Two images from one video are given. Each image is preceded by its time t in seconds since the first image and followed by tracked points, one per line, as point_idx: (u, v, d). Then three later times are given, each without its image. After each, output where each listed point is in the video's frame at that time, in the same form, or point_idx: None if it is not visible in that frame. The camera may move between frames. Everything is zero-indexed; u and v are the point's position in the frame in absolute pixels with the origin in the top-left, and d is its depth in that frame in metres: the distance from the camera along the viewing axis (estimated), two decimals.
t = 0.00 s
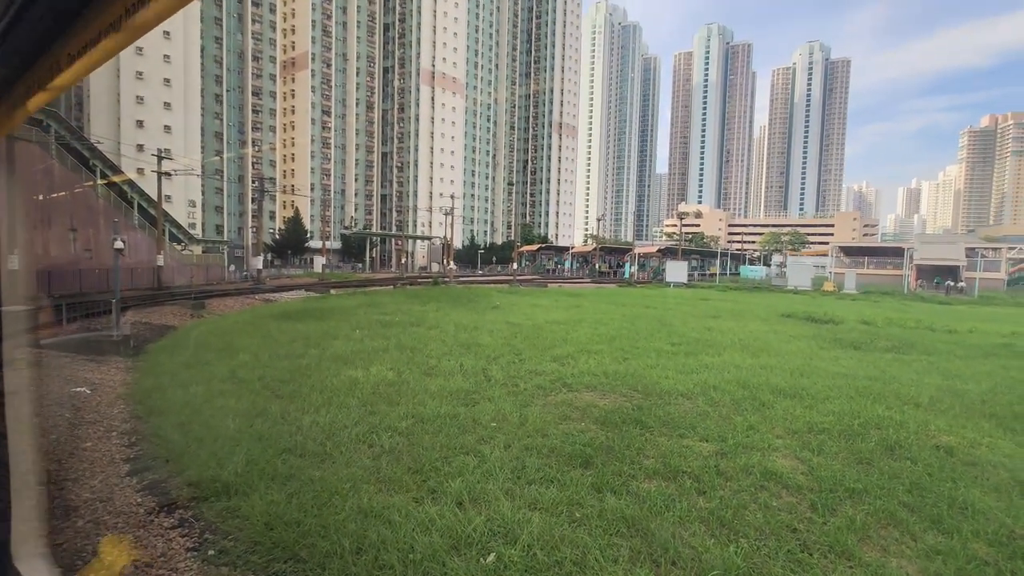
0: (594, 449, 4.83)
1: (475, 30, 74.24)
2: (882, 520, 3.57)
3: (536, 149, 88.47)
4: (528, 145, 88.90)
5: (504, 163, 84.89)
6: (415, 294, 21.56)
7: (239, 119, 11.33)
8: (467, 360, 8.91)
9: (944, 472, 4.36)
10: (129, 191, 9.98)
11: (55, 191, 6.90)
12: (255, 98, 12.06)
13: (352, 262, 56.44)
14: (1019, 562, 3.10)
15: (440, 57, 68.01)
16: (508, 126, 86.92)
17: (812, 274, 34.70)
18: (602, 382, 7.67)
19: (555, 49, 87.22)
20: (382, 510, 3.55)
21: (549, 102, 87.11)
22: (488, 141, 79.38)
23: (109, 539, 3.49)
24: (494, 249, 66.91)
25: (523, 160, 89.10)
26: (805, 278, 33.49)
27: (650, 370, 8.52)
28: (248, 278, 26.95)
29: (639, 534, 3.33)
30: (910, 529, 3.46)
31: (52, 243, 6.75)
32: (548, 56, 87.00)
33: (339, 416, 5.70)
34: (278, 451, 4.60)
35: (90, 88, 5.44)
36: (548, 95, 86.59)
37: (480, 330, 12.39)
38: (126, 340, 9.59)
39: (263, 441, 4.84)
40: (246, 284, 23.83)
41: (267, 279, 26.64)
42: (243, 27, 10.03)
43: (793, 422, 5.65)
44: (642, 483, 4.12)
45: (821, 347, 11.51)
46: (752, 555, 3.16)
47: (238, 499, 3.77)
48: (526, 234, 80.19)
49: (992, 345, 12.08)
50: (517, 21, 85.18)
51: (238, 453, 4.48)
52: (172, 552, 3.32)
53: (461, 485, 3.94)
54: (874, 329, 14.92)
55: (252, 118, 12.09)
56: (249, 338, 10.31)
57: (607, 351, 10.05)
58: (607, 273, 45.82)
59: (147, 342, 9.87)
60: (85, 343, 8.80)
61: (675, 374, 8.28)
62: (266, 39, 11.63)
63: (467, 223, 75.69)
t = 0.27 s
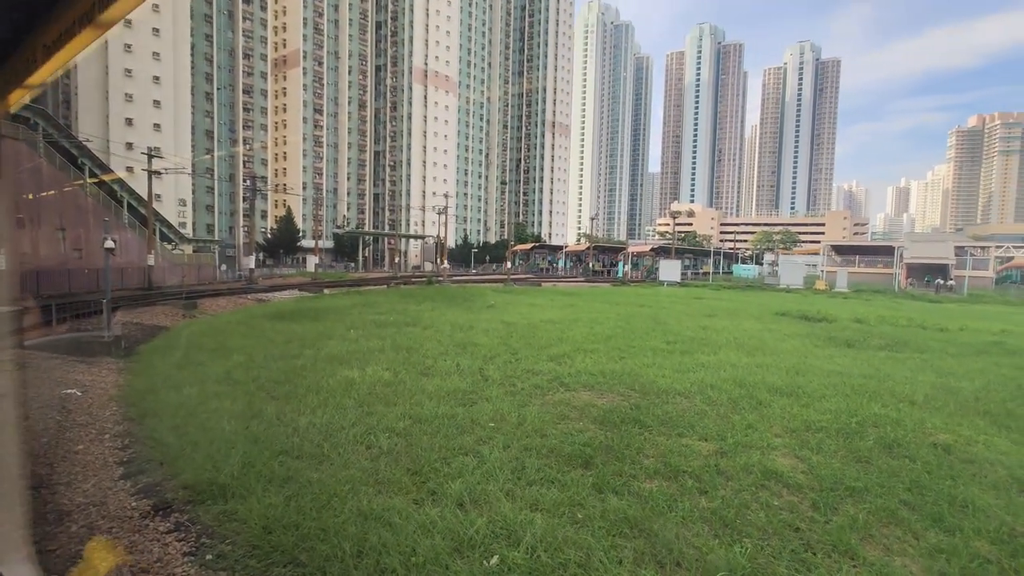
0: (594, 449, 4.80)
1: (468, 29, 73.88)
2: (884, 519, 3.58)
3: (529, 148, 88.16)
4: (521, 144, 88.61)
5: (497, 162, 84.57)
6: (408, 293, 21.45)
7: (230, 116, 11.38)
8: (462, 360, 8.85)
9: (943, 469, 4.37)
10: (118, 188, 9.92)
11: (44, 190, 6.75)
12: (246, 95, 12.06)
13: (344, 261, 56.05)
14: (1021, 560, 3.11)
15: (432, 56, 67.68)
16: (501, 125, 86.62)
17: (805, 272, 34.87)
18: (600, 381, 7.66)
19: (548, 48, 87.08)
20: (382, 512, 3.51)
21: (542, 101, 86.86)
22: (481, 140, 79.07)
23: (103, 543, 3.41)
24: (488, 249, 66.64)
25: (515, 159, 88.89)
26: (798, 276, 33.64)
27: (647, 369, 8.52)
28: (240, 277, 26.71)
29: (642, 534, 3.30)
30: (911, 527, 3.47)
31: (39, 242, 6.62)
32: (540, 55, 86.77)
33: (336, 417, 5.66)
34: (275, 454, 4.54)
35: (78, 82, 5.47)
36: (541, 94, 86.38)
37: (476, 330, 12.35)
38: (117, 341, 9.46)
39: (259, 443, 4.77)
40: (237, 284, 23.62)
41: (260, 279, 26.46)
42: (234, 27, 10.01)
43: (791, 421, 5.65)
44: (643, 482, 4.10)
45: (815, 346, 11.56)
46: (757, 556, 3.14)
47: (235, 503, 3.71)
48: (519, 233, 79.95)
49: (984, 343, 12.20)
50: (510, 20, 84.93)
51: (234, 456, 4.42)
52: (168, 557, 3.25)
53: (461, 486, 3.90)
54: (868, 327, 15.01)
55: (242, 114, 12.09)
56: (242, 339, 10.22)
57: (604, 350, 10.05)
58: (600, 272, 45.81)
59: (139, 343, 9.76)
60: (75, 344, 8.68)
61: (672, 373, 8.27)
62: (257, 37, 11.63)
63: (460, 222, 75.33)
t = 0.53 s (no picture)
0: (598, 450, 4.77)
1: (461, 28, 73.74)
2: (892, 519, 3.58)
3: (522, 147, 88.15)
4: (514, 143, 88.61)
5: (490, 161, 84.47)
6: (402, 293, 21.34)
7: (222, 115, 11.18)
8: (460, 360, 8.79)
9: (947, 468, 4.38)
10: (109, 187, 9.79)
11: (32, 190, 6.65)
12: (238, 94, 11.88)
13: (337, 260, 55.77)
14: None
15: (425, 54, 67.61)
16: (494, 124, 86.57)
17: (797, 271, 35.06)
18: (599, 381, 7.61)
19: (541, 47, 87.14)
20: (387, 516, 3.46)
21: (535, 100, 86.88)
22: (474, 139, 79.00)
23: (102, 549, 3.33)
24: (481, 248, 66.55)
25: (509, 158, 88.83)
26: (791, 275, 33.85)
27: (645, 368, 8.49)
28: (232, 277, 26.44)
29: (652, 537, 3.27)
30: (919, 527, 3.47)
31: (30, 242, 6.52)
32: (534, 54, 86.81)
33: (335, 418, 5.59)
34: (275, 456, 4.47)
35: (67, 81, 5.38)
36: (534, 93, 86.44)
37: (472, 330, 12.28)
38: (109, 342, 9.33)
39: (259, 445, 4.70)
40: (229, 283, 23.39)
41: (252, 278, 26.21)
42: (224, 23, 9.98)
43: (793, 420, 5.64)
44: (648, 483, 4.08)
45: (811, 344, 11.58)
46: (768, 557, 3.13)
47: (236, 507, 3.65)
48: (512, 232, 79.93)
49: (977, 342, 12.29)
50: (503, 19, 84.93)
51: (234, 459, 4.34)
52: (170, 563, 3.18)
53: (467, 488, 3.86)
54: (862, 326, 15.09)
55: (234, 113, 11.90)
56: (237, 339, 10.11)
57: (602, 350, 10.01)
58: (594, 272, 45.82)
59: (132, 343, 9.62)
60: (67, 346, 8.55)
61: (671, 373, 8.23)
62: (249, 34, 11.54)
63: (453, 221, 75.17)
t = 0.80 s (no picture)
0: (606, 453, 4.72)
1: (454, 28, 73.49)
2: (906, 522, 3.57)
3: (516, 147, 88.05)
4: (507, 144, 88.50)
5: (483, 161, 84.29)
6: (397, 294, 21.21)
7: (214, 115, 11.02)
8: (459, 361, 8.71)
9: (956, 470, 4.38)
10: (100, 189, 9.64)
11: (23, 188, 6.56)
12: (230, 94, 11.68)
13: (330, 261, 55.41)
14: None
15: (419, 54, 67.36)
16: (487, 124, 86.39)
17: (790, 271, 35.18)
18: (601, 382, 7.55)
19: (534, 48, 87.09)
20: (398, 523, 3.39)
21: (528, 101, 86.78)
22: (468, 140, 78.82)
23: (107, 558, 3.23)
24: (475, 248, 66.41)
25: (502, 159, 88.70)
26: (784, 276, 33.98)
27: (646, 369, 8.45)
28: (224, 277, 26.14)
29: (669, 543, 3.23)
30: (935, 531, 3.46)
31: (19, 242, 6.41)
32: (527, 54, 86.74)
33: (338, 421, 5.50)
34: (279, 461, 4.38)
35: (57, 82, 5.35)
36: (527, 93, 86.41)
37: (470, 330, 12.18)
38: (102, 344, 9.17)
39: (262, 449, 4.61)
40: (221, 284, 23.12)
41: (244, 278, 25.91)
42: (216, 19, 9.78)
43: (799, 422, 5.61)
44: (660, 487, 4.04)
45: (809, 345, 11.59)
46: (786, 563, 3.10)
47: (241, 515, 3.55)
48: (505, 233, 79.84)
49: (971, 343, 12.36)
50: (496, 20, 84.91)
51: (238, 463, 4.25)
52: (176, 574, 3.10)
53: (477, 494, 3.80)
54: (857, 326, 15.13)
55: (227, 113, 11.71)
56: (233, 341, 9.98)
57: (601, 351, 9.96)
58: (588, 272, 45.76)
59: (125, 345, 9.46)
60: (60, 348, 8.38)
61: (672, 374, 8.18)
62: (242, 33, 11.37)
63: (447, 221, 74.96)
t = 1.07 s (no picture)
0: (620, 458, 4.66)
1: (448, 28, 73.31)
2: (930, 528, 3.52)
3: (509, 148, 87.91)
4: (500, 144, 88.32)
5: (477, 162, 84.08)
6: (392, 295, 21.04)
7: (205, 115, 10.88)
8: (462, 363, 8.60)
9: (974, 473, 4.33)
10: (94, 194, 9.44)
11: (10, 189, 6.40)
12: (221, 94, 11.46)
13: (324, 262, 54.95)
14: None
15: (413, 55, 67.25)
16: (481, 125, 86.19)
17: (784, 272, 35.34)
18: (607, 384, 7.48)
19: (528, 49, 87.11)
20: (414, 533, 3.31)
21: (522, 102, 86.81)
22: (461, 141, 78.65)
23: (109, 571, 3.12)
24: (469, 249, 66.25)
25: (496, 160, 88.61)
26: (778, 277, 34.11)
27: (650, 371, 8.38)
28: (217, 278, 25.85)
29: (694, 551, 3.17)
30: (959, 536, 3.43)
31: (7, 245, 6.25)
32: (520, 56, 86.81)
33: (343, 425, 5.39)
34: (287, 467, 4.27)
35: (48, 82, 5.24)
36: (521, 95, 86.47)
37: (469, 333, 12.06)
38: (97, 347, 9.00)
39: (268, 455, 4.48)
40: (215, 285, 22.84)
41: (238, 280, 25.62)
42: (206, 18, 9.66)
43: (811, 425, 5.57)
44: (678, 493, 3.97)
45: (809, 346, 11.59)
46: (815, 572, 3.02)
47: (251, 524, 3.45)
48: (500, 234, 79.67)
49: (969, 343, 12.43)
50: (489, 21, 84.96)
51: (245, 471, 4.14)
52: None
53: (494, 501, 3.72)
54: (856, 327, 15.14)
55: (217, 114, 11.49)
56: (230, 343, 9.81)
57: (604, 352, 9.89)
58: (582, 273, 45.74)
59: (120, 348, 9.27)
60: (53, 352, 8.21)
61: (677, 376, 8.12)
62: (233, 32, 11.24)
63: (441, 222, 74.72)
